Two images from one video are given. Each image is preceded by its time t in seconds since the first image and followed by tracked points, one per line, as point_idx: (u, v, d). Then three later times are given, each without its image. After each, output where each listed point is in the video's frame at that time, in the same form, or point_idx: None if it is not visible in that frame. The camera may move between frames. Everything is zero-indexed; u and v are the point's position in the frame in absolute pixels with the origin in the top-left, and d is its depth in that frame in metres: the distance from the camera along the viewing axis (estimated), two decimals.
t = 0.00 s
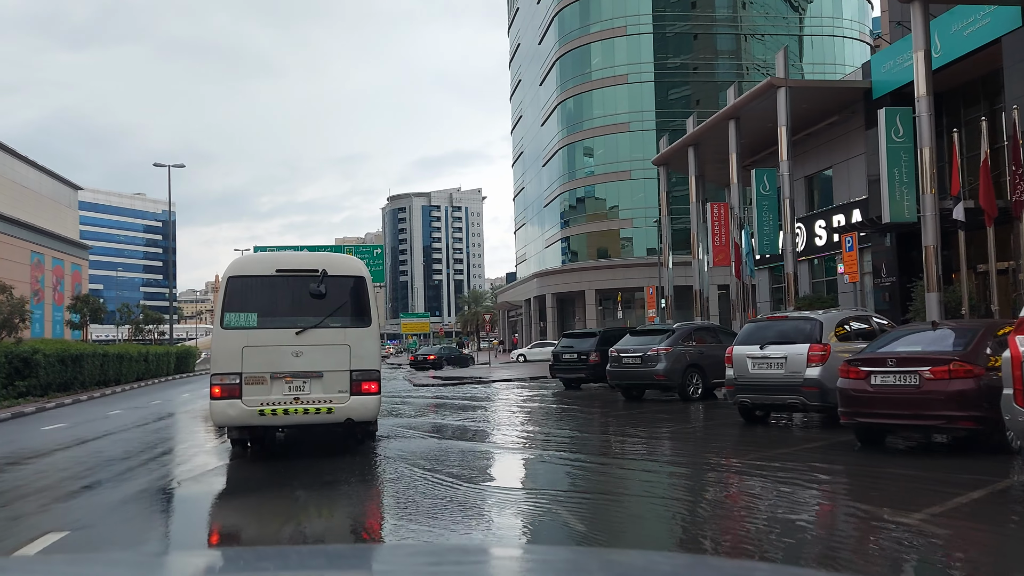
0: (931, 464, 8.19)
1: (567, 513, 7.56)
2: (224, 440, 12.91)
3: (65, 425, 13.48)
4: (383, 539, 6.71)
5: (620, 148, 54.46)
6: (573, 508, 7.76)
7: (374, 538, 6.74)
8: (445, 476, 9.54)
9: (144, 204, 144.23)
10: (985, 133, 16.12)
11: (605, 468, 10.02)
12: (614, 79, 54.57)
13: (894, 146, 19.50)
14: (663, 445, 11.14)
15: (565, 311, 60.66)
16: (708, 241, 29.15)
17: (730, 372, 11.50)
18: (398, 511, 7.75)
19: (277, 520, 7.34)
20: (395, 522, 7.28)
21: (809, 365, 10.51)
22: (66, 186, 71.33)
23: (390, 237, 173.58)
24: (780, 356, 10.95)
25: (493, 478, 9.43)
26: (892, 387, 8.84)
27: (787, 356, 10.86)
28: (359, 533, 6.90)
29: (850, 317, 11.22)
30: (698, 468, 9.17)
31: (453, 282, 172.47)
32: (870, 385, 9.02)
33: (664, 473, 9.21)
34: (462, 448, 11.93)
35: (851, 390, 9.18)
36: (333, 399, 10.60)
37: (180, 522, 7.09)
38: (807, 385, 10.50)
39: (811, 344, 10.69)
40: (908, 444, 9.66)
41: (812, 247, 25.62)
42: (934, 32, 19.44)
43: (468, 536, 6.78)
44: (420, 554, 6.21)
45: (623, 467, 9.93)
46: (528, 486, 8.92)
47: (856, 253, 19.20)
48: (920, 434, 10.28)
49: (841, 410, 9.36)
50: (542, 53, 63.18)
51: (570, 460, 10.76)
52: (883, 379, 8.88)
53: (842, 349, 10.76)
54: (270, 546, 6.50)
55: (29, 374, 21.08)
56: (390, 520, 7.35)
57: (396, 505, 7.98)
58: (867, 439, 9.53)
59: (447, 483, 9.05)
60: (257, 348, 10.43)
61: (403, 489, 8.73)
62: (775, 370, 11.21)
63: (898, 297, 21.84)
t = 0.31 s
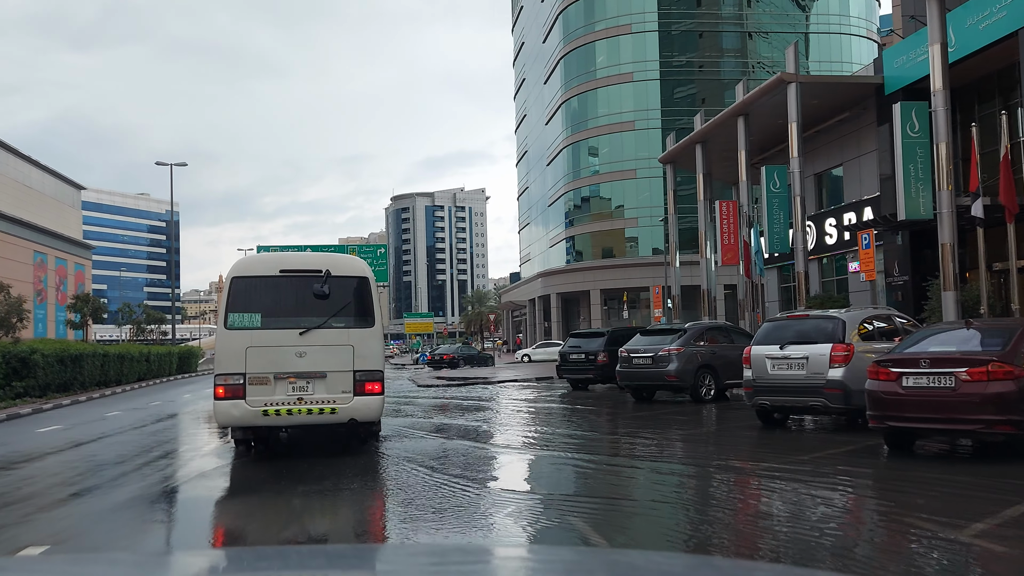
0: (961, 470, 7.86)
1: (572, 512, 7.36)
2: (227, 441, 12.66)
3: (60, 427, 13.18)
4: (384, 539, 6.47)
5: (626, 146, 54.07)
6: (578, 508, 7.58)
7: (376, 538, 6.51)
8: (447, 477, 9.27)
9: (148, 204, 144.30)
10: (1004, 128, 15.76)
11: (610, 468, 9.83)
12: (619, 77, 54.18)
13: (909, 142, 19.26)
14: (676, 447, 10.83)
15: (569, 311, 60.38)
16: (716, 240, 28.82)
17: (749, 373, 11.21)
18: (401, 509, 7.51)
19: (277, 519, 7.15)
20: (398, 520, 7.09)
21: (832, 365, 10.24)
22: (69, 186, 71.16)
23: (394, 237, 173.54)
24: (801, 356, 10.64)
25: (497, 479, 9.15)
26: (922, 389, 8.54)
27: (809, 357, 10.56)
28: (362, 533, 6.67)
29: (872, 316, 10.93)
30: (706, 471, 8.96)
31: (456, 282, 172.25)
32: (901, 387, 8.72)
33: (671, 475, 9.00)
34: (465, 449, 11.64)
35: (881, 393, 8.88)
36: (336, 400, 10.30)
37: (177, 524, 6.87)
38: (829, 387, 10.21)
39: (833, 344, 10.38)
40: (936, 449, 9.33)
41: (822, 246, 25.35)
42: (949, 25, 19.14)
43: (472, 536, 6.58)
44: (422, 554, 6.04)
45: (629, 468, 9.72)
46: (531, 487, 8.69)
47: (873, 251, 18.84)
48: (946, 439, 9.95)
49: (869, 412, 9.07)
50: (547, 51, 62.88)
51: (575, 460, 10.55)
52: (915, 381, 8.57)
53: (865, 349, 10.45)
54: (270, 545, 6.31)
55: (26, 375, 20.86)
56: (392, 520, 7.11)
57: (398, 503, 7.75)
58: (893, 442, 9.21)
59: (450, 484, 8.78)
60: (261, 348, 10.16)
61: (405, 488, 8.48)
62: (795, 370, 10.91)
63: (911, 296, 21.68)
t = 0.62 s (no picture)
0: (986, 473, 7.60)
1: (574, 513, 7.16)
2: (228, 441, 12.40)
3: (54, 430, 12.90)
4: (388, 539, 6.26)
5: (630, 145, 53.76)
6: (582, 509, 7.38)
7: (381, 537, 6.31)
8: (452, 476, 9.05)
9: (150, 205, 144.29)
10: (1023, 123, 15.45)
11: (612, 470, 9.62)
12: (623, 76, 53.89)
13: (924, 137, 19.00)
14: (689, 449, 10.57)
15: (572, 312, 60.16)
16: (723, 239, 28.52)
17: (766, 374, 10.93)
18: (407, 509, 7.30)
19: (278, 518, 6.96)
20: (399, 518, 6.92)
21: (854, 365, 10.00)
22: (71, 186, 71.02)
23: (397, 237, 173.44)
24: (820, 357, 10.38)
25: (503, 479, 8.95)
26: (955, 392, 8.25)
27: (829, 357, 10.29)
28: (365, 531, 6.46)
29: (895, 315, 10.67)
30: (712, 474, 8.72)
31: (459, 282, 172.13)
32: (931, 389, 8.43)
33: (674, 477, 8.79)
34: (470, 449, 11.43)
35: (910, 394, 8.58)
36: (339, 400, 10.03)
37: (172, 527, 6.64)
38: (852, 388, 9.96)
39: (856, 345, 10.11)
40: (963, 453, 9.03)
41: (831, 244, 25.11)
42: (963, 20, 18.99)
43: (473, 534, 6.40)
44: (425, 553, 5.87)
45: (631, 470, 9.51)
46: (539, 487, 8.47)
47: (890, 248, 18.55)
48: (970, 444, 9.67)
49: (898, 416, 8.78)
50: (550, 50, 62.61)
51: (576, 460, 10.35)
52: (947, 383, 8.28)
53: (888, 348, 10.18)
54: (269, 546, 6.10)
55: (23, 376, 20.63)
56: (397, 519, 6.90)
57: (403, 503, 7.53)
58: (922, 447, 8.91)
59: (455, 484, 8.57)
60: (264, 348, 9.90)
61: (410, 488, 8.26)
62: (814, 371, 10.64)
63: (925, 294, 21.62)
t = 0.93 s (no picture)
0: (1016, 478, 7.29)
1: (577, 514, 6.97)
2: (225, 444, 12.11)
3: (48, 433, 12.61)
4: (389, 539, 6.01)
5: (633, 144, 53.46)
6: (587, 511, 7.17)
7: (382, 536, 6.06)
8: (453, 477, 8.81)
9: (152, 205, 144.23)
10: None
11: (617, 471, 9.41)
12: (627, 75, 53.61)
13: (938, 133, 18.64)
14: (700, 451, 10.29)
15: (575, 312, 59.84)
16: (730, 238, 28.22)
17: (785, 376, 10.64)
18: (409, 509, 7.05)
19: (275, 517, 6.73)
20: (399, 518, 6.69)
21: (879, 366, 9.71)
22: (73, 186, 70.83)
23: (399, 238, 173.32)
24: (842, 358, 10.08)
25: (505, 479, 8.72)
26: (991, 396, 7.94)
27: (851, 358, 10.00)
28: (367, 531, 6.21)
29: (920, 314, 10.38)
30: (719, 478, 8.48)
31: (461, 282, 171.96)
32: (967, 393, 8.11)
33: (679, 480, 8.58)
34: (471, 449, 11.21)
35: (943, 397, 8.27)
36: (341, 400, 9.75)
37: (163, 529, 6.40)
38: (877, 391, 9.66)
39: (880, 345, 9.82)
40: (995, 460, 8.71)
41: (840, 243, 24.79)
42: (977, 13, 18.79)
43: (476, 533, 6.19)
44: (426, 553, 5.64)
45: (637, 472, 9.27)
46: (543, 489, 8.22)
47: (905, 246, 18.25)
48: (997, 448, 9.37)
49: (931, 420, 8.48)
50: (553, 49, 62.32)
51: (581, 462, 10.12)
52: (983, 386, 7.98)
53: (911, 349, 9.87)
54: (268, 546, 5.87)
55: (19, 377, 20.39)
56: (399, 518, 6.66)
57: (405, 503, 7.29)
58: (955, 455, 8.59)
59: (456, 484, 8.34)
60: (266, 348, 9.63)
61: (412, 488, 8.02)
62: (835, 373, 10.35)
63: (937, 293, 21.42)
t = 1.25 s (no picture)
0: None
1: (583, 516, 6.68)
2: (223, 446, 11.78)
3: (40, 437, 12.26)
4: (390, 539, 5.69)
5: (637, 143, 53.14)
6: (597, 513, 6.86)
7: (383, 536, 5.74)
8: (456, 477, 8.53)
9: (154, 206, 144.04)
10: None
11: (626, 473, 9.11)
12: (630, 73, 53.27)
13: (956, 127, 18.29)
14: (714, 454, 9.96)
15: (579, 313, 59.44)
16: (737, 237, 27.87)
17: (807, 378, 10.32)
18: (411, 509, 6.74)
19: (274, 517, 6.43)
20: (401, 517, 6.39)
21: (909, 367, 9.38)
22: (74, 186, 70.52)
23: (401, 238, 173.11)
24: (869, 359, 9.75)
25: (509, 480, 8.44)
26: None
27: (878, 359, 9.66)
28: (368, 531, 5.89)
29: (948, 315, 10.06)
30: (732, 482, 8.15)
31: (464, 283, 171.64)
32: (1010, 395, 7.75)
33: (687, 483, 8.27)
34: (474, 450, 10.94)
35: (985, 400, 7.90)
36: (343, 401, 9.44)
37: (154, 534, 6.10)
38: (907, 393, 9.33)
39: (910, 345, 9.48)
40: None
41: (850, 241, 24.47)
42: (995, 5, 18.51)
43: (480, 534, 5.89)
44: (429, 553, 5.32)
45: (647, 474, 8.95)
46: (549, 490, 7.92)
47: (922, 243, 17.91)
48: None
49: (970, 424, 8.12)
50: (556, 48, 61.99)
51: (589, 463, 9.82)
52: None
53: (941, 349, 9.54)
54: (269, 546, 5.57)
55: (14, 378, 20.10)
56: (401, 519, 6.34)
57: (408, 503, 6.98)
58: (994, 462, 8.25)
59: (459, 484, 8.08)
60: (269, 349, 9.30)
61: (414, 488, 7.71)
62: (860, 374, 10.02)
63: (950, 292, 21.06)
